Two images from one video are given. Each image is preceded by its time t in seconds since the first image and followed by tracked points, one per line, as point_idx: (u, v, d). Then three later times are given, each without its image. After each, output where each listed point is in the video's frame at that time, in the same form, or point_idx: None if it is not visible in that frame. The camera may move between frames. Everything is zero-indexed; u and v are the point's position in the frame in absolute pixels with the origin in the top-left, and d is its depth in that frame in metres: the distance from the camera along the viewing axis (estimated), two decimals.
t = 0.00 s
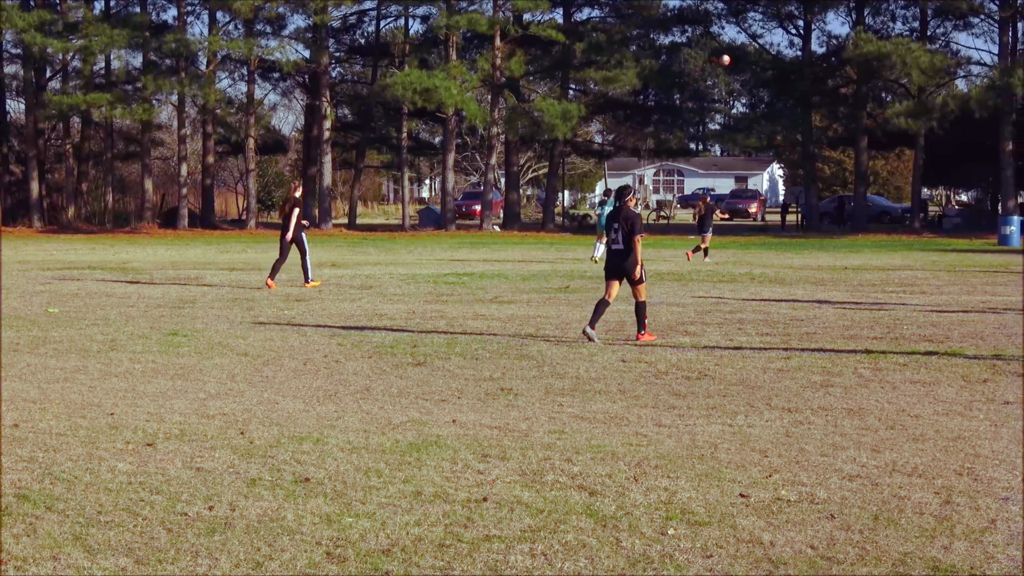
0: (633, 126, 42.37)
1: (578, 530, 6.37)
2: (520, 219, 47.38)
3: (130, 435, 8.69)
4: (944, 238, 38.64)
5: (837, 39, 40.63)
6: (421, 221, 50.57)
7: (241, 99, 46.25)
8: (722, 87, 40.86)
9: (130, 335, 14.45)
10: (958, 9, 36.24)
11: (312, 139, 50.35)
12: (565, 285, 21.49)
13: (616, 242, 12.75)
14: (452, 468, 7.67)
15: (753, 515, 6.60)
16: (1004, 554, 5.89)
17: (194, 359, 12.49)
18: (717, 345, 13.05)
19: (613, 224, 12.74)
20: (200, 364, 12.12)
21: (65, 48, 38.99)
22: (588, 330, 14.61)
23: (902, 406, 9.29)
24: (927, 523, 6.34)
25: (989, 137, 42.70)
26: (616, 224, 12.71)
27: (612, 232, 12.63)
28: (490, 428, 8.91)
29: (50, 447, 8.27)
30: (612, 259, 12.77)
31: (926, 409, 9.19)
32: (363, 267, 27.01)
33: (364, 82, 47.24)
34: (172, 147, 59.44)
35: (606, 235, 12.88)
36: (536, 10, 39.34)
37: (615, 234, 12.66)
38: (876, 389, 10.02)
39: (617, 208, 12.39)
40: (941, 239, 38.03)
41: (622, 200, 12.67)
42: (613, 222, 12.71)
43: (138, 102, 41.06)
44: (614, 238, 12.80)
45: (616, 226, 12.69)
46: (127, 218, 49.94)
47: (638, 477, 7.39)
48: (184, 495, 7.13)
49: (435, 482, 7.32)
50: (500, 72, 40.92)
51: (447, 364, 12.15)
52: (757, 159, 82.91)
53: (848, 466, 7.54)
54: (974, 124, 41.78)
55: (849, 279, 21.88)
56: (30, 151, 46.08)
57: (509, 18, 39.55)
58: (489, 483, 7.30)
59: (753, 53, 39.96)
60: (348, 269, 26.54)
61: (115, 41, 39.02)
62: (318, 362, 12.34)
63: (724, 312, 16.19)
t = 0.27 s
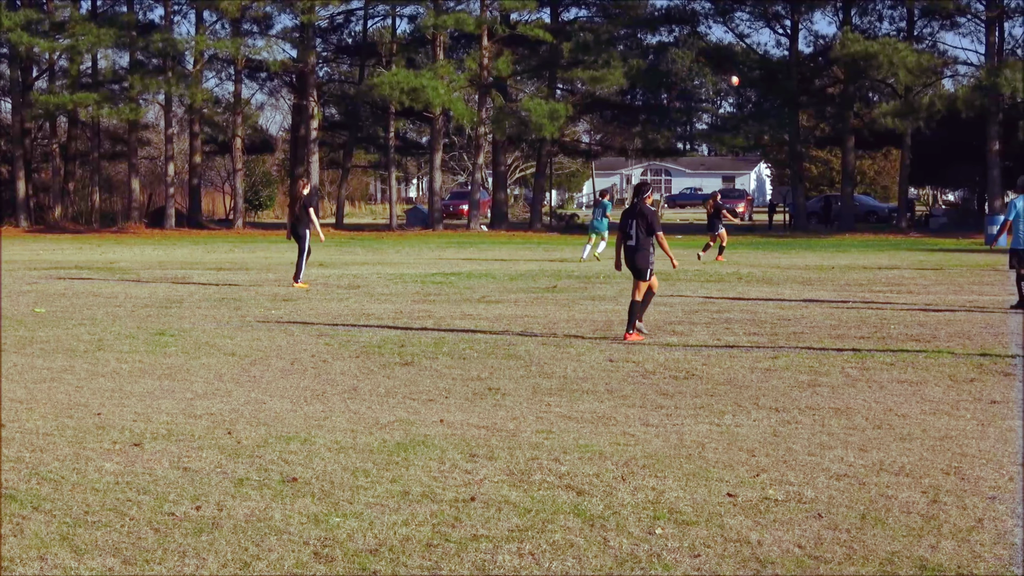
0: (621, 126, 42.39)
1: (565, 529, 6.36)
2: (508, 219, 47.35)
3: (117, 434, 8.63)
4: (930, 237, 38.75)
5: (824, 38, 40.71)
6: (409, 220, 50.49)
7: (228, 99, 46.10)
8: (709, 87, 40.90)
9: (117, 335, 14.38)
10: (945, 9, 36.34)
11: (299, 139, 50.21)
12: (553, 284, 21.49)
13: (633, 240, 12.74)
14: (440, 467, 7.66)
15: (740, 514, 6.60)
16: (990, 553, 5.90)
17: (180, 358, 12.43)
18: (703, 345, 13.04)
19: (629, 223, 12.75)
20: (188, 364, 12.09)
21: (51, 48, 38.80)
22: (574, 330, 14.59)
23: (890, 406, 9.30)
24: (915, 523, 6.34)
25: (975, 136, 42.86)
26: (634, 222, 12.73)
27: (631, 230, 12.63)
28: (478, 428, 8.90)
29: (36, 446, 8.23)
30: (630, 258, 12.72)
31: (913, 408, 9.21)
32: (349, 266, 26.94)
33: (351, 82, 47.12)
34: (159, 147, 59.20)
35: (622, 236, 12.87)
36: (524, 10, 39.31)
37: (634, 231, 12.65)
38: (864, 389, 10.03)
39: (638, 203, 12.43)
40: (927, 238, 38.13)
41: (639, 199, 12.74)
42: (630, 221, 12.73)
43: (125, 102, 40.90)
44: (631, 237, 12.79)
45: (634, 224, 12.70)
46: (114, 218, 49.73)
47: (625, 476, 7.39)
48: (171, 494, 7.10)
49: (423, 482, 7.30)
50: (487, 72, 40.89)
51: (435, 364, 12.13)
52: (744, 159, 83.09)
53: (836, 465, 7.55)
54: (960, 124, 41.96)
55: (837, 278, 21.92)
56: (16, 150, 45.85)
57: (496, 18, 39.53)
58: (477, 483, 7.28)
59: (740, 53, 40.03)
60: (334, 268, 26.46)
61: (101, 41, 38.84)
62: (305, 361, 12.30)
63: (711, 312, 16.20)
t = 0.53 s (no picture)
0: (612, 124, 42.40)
1: (558, 527, 6.35)
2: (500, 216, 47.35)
3: (107, 432, 8.60)
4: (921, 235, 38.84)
5: (815, 36, 40.77)
6: (400, 218, 50.44)
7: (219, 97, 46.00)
8: (701, 84, 40.91)
9: (109, 332, 14.34)
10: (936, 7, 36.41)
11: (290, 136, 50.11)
12: (545, 282, 21.50)
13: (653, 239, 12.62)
14: (431, 464, 7.65)
15: (732, 511, 6.61)
16: (982, 550, 5.90)
17: (172, 356, 12.40)
18: (695, 343, 13.04)
19: (649, 221, 12.62)
20: (179, 362, 12.06)
21: (41, 45, 38.64)
22: (566, 328, 14.58)
23: (881, 403, 9.32)
24: (907, 520, 6.35)
25: (966, 133, 43.02)
26: (655, 221, 12.60)
27: (652, 229, 12.50)
28: (470, 425, 8.89)
29: (27, 445, 8.20)
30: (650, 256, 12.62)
31: (904, 406, 9.23)
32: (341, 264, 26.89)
33: (342, 80, 47.02)
34: (150, 145, 59.04)
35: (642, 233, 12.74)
36: (515, 8, 39.27)
37: (655, 230, 12.52)
38: (854, 386, 10.05)
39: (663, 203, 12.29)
40: (917, 236, 38.22)
41: (661, 198, 12.59)
42: (652, 219, 12.59)
43: (116, 99, 40.75)
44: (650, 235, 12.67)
45: (655, 223, 12.57)
46: (105, 216, 49.60)
47: (618, 474, 7.38)
48: (162, 492, 7.08)
49: (415, 480, 7.29)
50: (479, 69, 40.86)
51: (426, 361, 12.12)
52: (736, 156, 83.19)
53: (827, 463, 7.56)
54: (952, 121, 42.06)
55: (828, 276, 21.98)
56: (7, 148, 45.67)
57: (488, 15, 39.49)
58: (468, 480, 7.27)
59: (732, 51, 40.07)
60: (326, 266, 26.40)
61: (92, 38, 38.71)
62: (297, 359, 12.28)
63: (702, 309, 16.21)
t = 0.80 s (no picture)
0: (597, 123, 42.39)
1: (542, 526, 6.34)
2: (485, 215, 47.33)
3: (91, 432, 8.54)
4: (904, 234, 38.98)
5: (799, 35, 40.88)
6: (385, 217, 50.35)
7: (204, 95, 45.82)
8: (685, 83, 40.97)
9: (93, 332, 14.26)
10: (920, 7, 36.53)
11: (275, 135, 49.96)
12: (530, 282, 21.46)
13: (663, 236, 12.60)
14: (416, 464, 7.62)
15: (717, 510, 6.60)
16: (965, 549, 5.91)
17: (156, 356, 12.33)
18: (681, 342, 13.03)
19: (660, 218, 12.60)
20: (164, 361, 11.99)
21: (24, 43, 38.39)
22: (551, 327, 14.56)
23: (866, 402, 9.34)
24: (890, 519, 6.36)
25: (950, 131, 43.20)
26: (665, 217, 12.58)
27: (662, 225, 12.48)
28: (454, 425, 8.86)
29: (11, 445, 8.13)
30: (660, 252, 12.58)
31: (889, 405, 9.24)
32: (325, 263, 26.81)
33: (327, 79, 46.88)
34: (134, 143, 58.76)
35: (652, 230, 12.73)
36: (501, 7, 39.22)
37: (666, 226, 12.50)
38: (839, 385, 10.07)
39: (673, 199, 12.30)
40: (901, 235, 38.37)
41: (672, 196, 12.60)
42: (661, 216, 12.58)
43: (100, 98, 40.53)
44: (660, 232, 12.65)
45: (664, 219, 12.55)
46: (89, 215, 49.37)
47: (601, 473, 7.37)
48: (146, 492, 7.03)
49: (400, 479, 7.26)
50: (464, 68, 40.80)
51: (411, 360, 12.10)
52: (721, 155, 83.31)
53: (812, 462, 7.56)
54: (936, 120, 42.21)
55: (813, 275, 22.02)
56: None
57: (473, 14, 39.44)
58: (453, 480, 7.24)
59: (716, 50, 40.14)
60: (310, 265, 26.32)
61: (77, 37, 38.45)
62: (281, 358, 12.23)
63: (687, 309, 16.22)
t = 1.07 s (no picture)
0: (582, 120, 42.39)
1: (528, 524, 6.33)
2: (470, 213, 47.29)
3: (76, 430, 8.48)
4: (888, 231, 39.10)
5: (784, 33, 40.96)
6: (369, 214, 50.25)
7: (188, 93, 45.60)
8: (670, 81, 40.99)
9: (77, 330, 14.17)
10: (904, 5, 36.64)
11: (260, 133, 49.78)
12: (515, 279, 21.46)
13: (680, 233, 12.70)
14: (401, 462, 7.59)
15: (703, 507, 6.60)
16: (950, 545, 5.92)
17: (141, 354, 12.26)
18: (667, 339, 13.04)
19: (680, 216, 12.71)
20: (148, 359, 11.93)
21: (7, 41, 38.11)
22: (536, 325, 14.55)
23: (850, 399, 9.35)
24: (875, 516, 6.37)
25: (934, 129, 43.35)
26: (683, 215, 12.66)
27: (677, 223, 12.61)
28: (440, 422, 8.84)
29: None
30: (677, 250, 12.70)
31: (873, 402, 9.27)
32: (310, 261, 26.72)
33: (312, 76, 46.73)
34: (118, 141, 58.48)
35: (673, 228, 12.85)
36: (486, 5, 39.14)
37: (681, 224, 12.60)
38: (824, 382, 10.09)
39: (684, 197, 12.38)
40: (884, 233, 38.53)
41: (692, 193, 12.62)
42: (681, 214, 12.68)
43: (84, 96, 40.28)
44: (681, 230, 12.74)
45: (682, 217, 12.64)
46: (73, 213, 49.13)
47: (586, 471, 7.36)
48: (131, 490, 6.99)
49: (385, 476, 7.23)
50: (448, 66, 40.74)
51: (396, 358, 12.07)
52: (705, 153, 83.48)
53: (796, 458, 7.57)
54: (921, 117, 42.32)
55: (797, 272, 22.07)
56: None
57: (458, 12, 39.36)
58: (439, 477, 7.22)
59: (701, 47, 40.19)
60: (295, 263, 26.24)
61: (61, 34, 38.21)
62: (266, 356, 12.18)
63: (672, 306, 16.24)
